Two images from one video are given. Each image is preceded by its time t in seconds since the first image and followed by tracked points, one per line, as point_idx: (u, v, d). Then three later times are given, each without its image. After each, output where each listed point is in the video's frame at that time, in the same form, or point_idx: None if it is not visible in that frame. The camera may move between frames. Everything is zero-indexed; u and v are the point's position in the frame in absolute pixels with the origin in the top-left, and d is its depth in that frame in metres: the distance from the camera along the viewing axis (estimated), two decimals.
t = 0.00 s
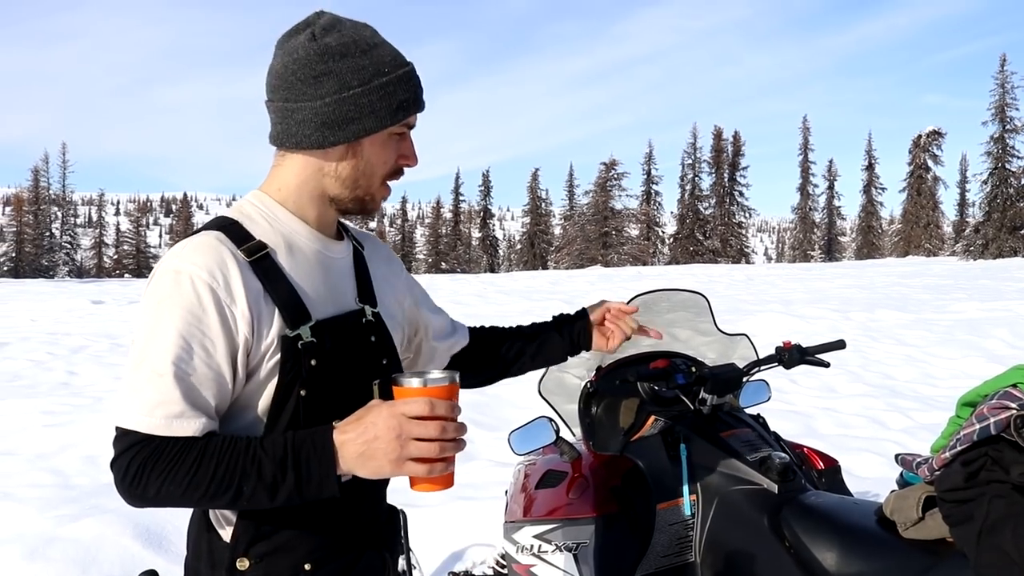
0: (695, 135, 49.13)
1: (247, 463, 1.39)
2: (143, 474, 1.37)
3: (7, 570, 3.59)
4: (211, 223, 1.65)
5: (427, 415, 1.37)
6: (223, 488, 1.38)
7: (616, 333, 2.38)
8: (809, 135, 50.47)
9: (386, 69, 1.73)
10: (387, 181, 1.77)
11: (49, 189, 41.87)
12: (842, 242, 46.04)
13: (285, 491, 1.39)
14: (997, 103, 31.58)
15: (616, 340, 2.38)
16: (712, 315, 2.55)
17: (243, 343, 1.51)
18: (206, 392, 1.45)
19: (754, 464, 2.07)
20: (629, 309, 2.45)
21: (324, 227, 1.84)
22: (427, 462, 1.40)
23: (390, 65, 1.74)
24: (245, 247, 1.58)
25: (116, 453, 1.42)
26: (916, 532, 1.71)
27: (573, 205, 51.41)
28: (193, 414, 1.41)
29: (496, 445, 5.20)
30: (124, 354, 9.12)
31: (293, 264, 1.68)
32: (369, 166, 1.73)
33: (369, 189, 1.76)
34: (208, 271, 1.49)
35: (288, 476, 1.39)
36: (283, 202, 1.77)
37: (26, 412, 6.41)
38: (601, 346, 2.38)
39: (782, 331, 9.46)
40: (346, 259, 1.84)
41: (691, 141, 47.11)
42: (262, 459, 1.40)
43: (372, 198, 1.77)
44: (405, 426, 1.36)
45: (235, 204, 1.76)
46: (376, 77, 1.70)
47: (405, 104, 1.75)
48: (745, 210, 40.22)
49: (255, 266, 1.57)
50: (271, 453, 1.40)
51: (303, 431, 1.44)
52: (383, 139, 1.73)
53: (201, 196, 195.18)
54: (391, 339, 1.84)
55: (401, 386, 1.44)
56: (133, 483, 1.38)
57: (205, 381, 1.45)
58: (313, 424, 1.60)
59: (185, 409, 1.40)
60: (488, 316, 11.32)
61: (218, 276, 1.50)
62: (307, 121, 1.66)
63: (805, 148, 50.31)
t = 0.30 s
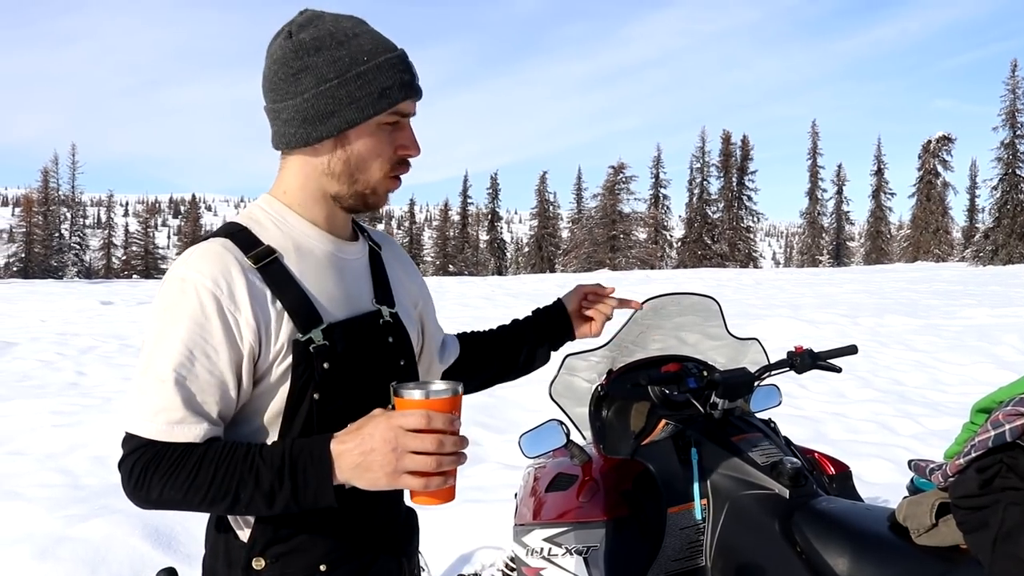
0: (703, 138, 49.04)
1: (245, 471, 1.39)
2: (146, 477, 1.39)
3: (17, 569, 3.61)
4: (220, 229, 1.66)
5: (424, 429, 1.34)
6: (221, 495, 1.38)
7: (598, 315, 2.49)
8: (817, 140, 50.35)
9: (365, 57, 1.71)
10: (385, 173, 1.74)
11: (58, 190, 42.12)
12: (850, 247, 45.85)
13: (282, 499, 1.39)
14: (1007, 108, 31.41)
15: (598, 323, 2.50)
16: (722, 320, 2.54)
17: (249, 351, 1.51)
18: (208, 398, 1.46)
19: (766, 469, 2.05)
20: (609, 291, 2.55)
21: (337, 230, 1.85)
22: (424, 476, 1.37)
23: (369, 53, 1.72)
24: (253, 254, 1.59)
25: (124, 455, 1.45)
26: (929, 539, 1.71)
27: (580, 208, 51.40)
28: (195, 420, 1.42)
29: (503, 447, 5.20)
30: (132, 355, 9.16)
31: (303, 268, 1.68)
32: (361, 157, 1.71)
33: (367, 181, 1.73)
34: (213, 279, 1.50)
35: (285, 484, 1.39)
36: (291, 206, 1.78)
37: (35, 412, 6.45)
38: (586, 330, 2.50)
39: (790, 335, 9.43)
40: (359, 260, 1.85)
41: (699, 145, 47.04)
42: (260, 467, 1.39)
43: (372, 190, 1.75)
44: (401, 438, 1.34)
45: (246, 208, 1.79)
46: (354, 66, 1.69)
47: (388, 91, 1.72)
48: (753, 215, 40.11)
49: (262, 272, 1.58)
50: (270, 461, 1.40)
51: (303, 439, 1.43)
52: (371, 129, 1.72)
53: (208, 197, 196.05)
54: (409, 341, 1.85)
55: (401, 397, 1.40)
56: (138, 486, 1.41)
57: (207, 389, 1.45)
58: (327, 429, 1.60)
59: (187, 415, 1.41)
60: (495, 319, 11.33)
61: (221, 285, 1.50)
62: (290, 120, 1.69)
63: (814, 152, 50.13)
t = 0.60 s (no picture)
0: (712, 137, 48.84)
1: (261, 465, 1.39)
2: (162, 472, 1.40)
3: (31, 567, 3.64)
4: (237, 227, 1.67)
5: (441, 419, 1.35)
6: (237, 489, 1.38)
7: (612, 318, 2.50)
8: (827, 139, 50.13)
9: (379, 53, 1.73)
10: (405, 167, 1.76)
11: (69, 189, 42.35)
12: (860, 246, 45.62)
13: (298, 493, 1.39)
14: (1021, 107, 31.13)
15: (612, 327, 2.51)
16: (734, 319, 2.53)
17: (264, 346, 1.52)
18: (224, 392, 1.46)
19: (780, 468, 2.06)
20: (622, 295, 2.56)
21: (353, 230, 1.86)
22: (441, 467, 1.38)
23: (383, 49, 1.74)
24: (269, 251, 1.60)
25: (140, 451, 1.45)
26: (946, 539, 1.70)
27: (589, 207, 51.33)
28: (211, 415, 1.42)
29: (514, 447, 5.21)
30: (143, 354, 9.21)
31: (320, 266, 1.69)
32: (381, 154, 1.73)
33: (386, 177, 1.75)
34: (229, 274, 1.51)
35: (301, 477, 1.39)
36: (308, 205, 1.79)
37: (47, 410, 6.49)
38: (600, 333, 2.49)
39: (801, 335, 9.39)
40: (375, 259, 1.86)
41: (708, 144, 46.87)
42: (276, 460, 1.39)
43: (392, 185, 1.76)
44: (418, 429, 1.34)
45: (261, 207, 1.80)
46: (369, 63, 1.70)
47: (403, 85, 1.74)
48: (762, 214, 39.96)
49: (278, 269, 1.59)
50: (286, 455, 1.40)
51: (318, 433, 1.44)
52: (389, 125, 1.73)
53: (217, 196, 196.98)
54: (425, 341, 1.86)
55: (419, 388, 1.42)
56: (154, 482, 1.41)
57: (224, 383, 1.46)
58: (342, 425, 1.60)
59: (203, 409, 1.42)
60: (505, 318, 11.33)
61: (238, 279, 1.51)
62: (308, 120, 1.69)
63: (824, 151, 49.84)
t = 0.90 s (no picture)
0: (714, 137, 48.82)
1: (269, 463, 1.39)
2: (170, 469, 1.40)
3: (37, 568, 3.65)
4: (246, 227, 1.67)
5: (450, 419, 1.35)
6: (245, 488, 1.38)
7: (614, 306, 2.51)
8: (830, 139, 50.03)
9: (366, 52, 1.72)
10: (396, 166, 1.74)
11: (72, 190, 42.45)
12: (863, 246, 45.54)
13: (306, 492, 1.39)
14: None
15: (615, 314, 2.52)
16: (736, 319, 2.53)
17: (273, 345, 1.52)
18: (232, 391, 1.47)
19: (785, 469, 2.06)
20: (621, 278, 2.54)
21: (359, 230, 1.86)
22: (450, 468, 1.38)
23: (371, 48, 1.72)
24: (278, 252, 1.61)
25: (147, 448, 1.45)
26: (953, 540, 1.70)
27: (592, 207, 51.30)
28: (219, 413, 1.43)
29: (519, 447, 5.21)
30: (147, 355, 9.22)
31: (328, 267, 1.70)
32: (368, 152, 1.72)
33: (377, 176, 1.74)
34: (239, 273, 1.51)
35: (309, 476, 1.39)
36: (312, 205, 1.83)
37: (52, 412, 6.51)
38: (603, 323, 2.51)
39: (804, 335, 9.38)
40: (382, 262, 1.87)
41: (710, 144, 46.85)
42: (284, 459, 1.40)
43: (384, 184, 1.74)
44: (426, 428, 1.35)
45: (271, 207, 1.81)
46: (355, 63, 1.70)
47: (389, 82, 1.71)
48: (765, 214, 39.90)
49: (287, 270, 1.60)
50: (294, 453, 1.40)
51: (326, 432, 1.44)
52: (376, 123, 1.72)
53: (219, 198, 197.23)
54: (431, 344, 1.86)
55: (427, 389, 1.42)
56: (161, 480, 1.41)
57: (232, 381, 1.46)
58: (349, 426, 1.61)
59: (212, 407, 1.42)
60: (508, 318, 11.34)
61: (247, 278, 1.52)
62: (300, 119, 1.74)
63: (826, 150, 49.77)
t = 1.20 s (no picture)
0: (719, 135, 48.72)
1: (277, 458, 1.39)
2: (179, 465, 1.40)
3: (47, 568, 3.68)
4: (255, 226, 1.69)
5: (455, 414, 1.37)
6: (252, 483, 1.39)
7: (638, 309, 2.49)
8: (836, 137, 49.89)
9: (323, 51, 1.75)
10: (350, 164, 1.74)
11: (79, 193, 42.67)
12: (869, 244, 45.40)
13: (313, 487, 1.40)
14: None
15: (640, 319, 2.49)
16: (743, 318, 2.54)
17: (279, 342, 1.54)
18: (240, 387, 1.48)
19: (792, 466, 2.06)
20: (644, 285, 2.56)
21: (368, 230, 1.88)
22: (455, 462, 1.39)
23: (327, 46, 1.75)
24: (285, 250, 1.62)
25: (157, 444, 1.46)
26: (961, 536, 1.69)
27: (597, 207, 51.28)
28: (227, 408, 1.44)
29: (526, 447, 5.22)
30: (155, 356, 9.27)
31: (335, 266, 1.71)
32: (327, 151, 1.76)
33: (337, 174, 1.75)
34: (246, 270, 1.53)
35: (316, 471, 1.40)
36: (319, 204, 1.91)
37: (60, 413, 6.55)
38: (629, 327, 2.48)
39: (811, 334, 9.37)
40: (390, 261, 1.88)
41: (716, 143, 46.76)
42: (292, 454, 1.40)
43: (342, 182, 1.75)
44: (432, 423, 1.36)
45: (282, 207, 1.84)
46: (313, 63, 1.76)
47: (334, 80, 1.72)
48: (771, 213, 39.82)
49: (294, 268, 1.61)
50: (301, 449, 1.41)
51: (332, 428, 1.45)
52: (330, 123, 1.75)
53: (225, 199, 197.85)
54: (439, 342, 1.87)
55: (433, 384, 1.44)
56: (170, 475, 1.42)
57: (240, 377, 1.48)
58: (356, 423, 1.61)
59: (220, 403, 1.43)
60: (514, 318, 11.35)
61: (254, 275, 1.53)
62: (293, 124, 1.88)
63: (833, 149, 49.61)
